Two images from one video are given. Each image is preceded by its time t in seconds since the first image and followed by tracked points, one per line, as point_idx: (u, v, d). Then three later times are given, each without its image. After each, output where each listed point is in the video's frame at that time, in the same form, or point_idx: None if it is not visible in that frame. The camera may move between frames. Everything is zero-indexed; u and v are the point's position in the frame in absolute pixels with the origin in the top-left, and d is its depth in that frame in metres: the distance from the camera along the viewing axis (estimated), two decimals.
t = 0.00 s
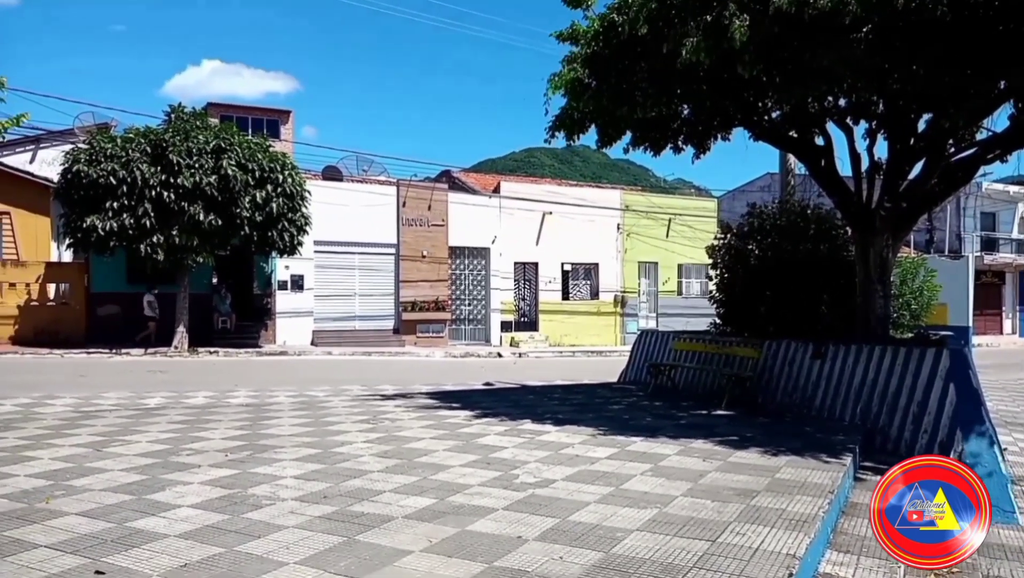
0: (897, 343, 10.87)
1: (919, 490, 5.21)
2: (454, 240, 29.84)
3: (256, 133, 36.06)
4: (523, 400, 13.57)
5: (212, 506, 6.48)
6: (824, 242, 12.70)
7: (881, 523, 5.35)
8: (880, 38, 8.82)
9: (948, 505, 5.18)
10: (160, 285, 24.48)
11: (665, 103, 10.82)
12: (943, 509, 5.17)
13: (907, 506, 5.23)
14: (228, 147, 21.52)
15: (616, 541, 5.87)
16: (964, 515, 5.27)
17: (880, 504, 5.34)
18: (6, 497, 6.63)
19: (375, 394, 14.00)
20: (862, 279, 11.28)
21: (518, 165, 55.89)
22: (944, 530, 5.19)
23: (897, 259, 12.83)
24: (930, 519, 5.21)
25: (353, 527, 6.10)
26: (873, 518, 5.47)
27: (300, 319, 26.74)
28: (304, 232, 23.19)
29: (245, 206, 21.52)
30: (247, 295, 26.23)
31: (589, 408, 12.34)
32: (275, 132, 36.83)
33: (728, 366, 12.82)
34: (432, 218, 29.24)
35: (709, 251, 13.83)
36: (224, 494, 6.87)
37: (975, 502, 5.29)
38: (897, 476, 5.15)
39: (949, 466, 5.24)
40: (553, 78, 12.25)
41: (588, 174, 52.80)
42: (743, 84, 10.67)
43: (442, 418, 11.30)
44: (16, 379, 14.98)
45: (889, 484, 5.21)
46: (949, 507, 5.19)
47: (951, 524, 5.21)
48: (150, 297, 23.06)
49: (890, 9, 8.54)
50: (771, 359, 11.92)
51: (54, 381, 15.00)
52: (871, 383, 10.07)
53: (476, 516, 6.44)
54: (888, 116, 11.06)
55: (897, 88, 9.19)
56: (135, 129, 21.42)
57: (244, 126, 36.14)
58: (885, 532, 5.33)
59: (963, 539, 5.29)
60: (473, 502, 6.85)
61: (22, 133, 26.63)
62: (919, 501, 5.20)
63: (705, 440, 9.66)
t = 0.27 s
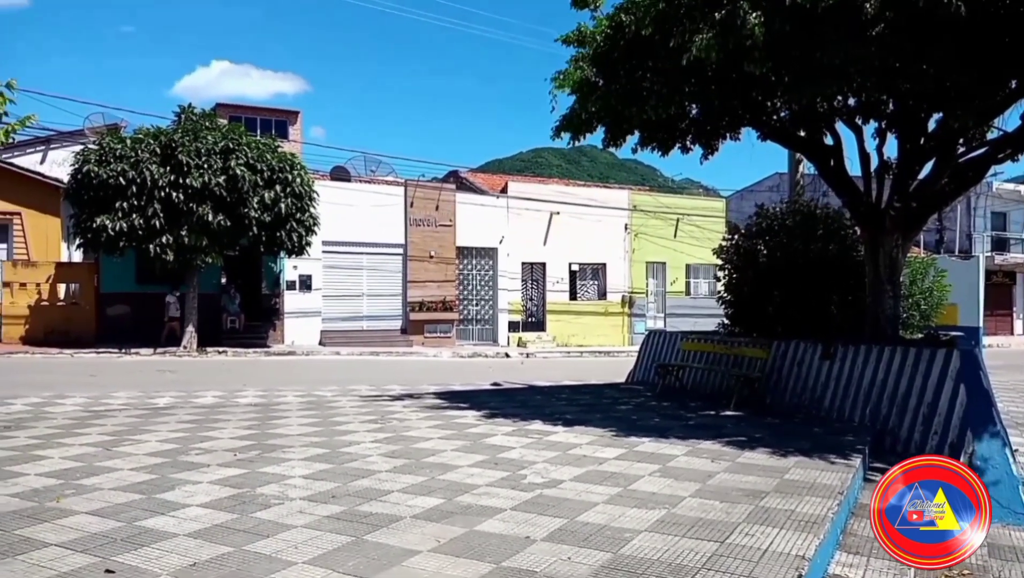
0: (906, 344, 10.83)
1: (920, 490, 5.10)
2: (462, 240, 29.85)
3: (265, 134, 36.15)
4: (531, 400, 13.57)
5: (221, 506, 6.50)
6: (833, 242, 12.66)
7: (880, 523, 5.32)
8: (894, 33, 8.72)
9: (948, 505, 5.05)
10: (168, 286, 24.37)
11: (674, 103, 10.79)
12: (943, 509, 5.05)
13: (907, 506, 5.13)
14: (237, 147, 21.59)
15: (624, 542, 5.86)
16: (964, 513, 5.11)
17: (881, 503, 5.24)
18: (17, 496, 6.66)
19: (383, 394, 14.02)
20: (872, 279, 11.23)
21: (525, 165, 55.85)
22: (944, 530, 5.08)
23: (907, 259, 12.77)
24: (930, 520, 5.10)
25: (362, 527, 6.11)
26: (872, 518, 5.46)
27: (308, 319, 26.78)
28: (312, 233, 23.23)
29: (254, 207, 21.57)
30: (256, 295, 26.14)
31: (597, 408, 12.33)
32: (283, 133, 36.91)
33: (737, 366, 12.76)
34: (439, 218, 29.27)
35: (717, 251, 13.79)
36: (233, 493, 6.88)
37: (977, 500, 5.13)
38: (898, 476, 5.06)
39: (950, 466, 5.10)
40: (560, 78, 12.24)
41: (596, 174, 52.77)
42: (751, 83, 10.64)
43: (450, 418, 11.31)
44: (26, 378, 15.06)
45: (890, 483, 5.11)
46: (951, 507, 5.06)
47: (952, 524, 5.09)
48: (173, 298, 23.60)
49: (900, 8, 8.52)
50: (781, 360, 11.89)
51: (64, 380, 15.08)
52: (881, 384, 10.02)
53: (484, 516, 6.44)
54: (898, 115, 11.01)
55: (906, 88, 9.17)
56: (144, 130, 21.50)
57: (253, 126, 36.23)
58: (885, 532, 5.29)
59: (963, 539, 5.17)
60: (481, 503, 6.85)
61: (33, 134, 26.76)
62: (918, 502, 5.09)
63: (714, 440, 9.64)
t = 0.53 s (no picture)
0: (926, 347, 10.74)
1: (919, 490, 4.82)
2: (478, 242, 29.88)
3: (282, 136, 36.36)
4: (547, 402, 13.56)
5: (239, 506, 6.53)
6: (852, 244, 12.56)
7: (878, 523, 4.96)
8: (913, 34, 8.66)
9: (949, 505, 4.75)
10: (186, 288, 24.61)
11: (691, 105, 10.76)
12: (943, 509, 4.75)
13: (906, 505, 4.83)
14: (255, 150, 21.72)
15: (641, 545, 5.84)
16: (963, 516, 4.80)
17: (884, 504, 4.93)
18: (39, 495, 6.72)
19: (399, 395, 14.05)
20: (891, 281, 11.15)
21: (541, 167, 55.83)
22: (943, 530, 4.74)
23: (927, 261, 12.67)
24: (930, 520, 4.77)
25: (379, 528, 6.11)
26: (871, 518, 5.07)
27: (324, 321, 26.86)
28: (329, 235, 23.31)
29: (272, 209, 21.68)
30: (273, 297, 26.24)
31: (613, 411, 12.30)
32: (300, 136, 37.10)
33: (754, 369, 12.70)
34: (455, 221, 29.32)
35: (734, 253, 13.73)
36: (251, 493, 6.91)
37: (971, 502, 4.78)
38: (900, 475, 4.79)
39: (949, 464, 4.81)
40: (576, 80, 12.23)
41: (612, 176, 52.71)
42: (768, 84, 10.60)
43: (466, 420, 11.32)
44: (47, 379, 15.21)
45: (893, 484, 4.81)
46: (949, 507, 4.78)
47: (950, 525, 4.78)
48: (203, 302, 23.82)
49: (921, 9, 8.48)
50: (799, 362, 11.83)
51: (83, 381, 15.21)
52: (900, 388, 9.94)
53: (500, 518, 6.44)
54: (918, 116, 10.94)
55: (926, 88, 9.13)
56: (163, 133, 21.67)
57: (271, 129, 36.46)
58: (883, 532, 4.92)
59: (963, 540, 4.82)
60: (497, 505, 6.84)
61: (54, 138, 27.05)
62: (918, 501, 4.78)
63: (731, 444, 9.60)
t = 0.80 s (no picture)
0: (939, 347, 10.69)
1: (919, 487, 4.69)
2: (488, 241, 29.89)
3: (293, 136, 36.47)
4: (556, 401, 13.55)
5: (250, 503, 6.55)
6: (865, 244, 12.51)
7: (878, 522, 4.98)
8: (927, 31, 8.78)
9: (949, 505, 4.69)
10: (199, 285, 24.68)
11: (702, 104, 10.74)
12: (944, 509, 4.70)
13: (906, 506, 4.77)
14: (267, 149, 21.79)
15: (651, 545, 5.83)
16: (957, 509, 4.75)
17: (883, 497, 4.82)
18: (52, 492, 6.76)
19: (409, 394, 14.07)
20: (904, 280, 11.09)
21: (551, 166, 55.80)
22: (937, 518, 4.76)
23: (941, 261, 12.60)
24: (931, 520, 4.77)
25: (389, 527, 6.12)
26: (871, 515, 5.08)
27: (335, 319, 26.91)
28: (340, 233, 23.35)
29: (283, 208, 21.73)
30: (284, 296, 26.33)
31: (623, 410, 12.27)
32: (311, 135, 37.20)
33: (765, 369, 12.65)
34: (465, 220, 29.33)
35: (746, 253, 13.69)
36: (262, 491, 6.93)
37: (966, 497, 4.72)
38: (901, 473, 4.61)
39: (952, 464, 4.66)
40: (587, 80, 12.22)
41: (622, 175, 52.63)
42: (780, 82, 10.58)
43: (476, 419, 11.32)
44: (59, 377, 15.30)
45: (894, 479, 4.65)
46: (944, 503, 4.72)
47: (943, 515, 4.76)
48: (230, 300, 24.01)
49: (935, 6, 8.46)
50: (810, 362, 11.80)
51: (95, 378, 15.29)
52: (913, 388, 9.89)
53: (510, 517, 6.44)
54: (931, 114, 10.88)
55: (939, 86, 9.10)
56: (175, 132, 21.77)
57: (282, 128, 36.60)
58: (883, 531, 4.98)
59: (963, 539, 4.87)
60: (507, 504, 6.84)
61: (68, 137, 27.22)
62: (918, 502, 4.71)
63: (742, 444, 9.57)
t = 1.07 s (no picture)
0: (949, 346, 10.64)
1: (920, 489, 3.88)
2: (495, 241, 29.90)
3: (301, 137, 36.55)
4: (564, 401, 13.55)
5: (260, 503, 6.57)
6: (873, 243, 12.49)
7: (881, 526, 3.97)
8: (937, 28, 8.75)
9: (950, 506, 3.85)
10: (208, 285, 24.89)
11: (709, 103, 10.72)
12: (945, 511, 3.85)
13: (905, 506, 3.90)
14: (275, 150, 21.85)
15: (659, 545, 5.82)
16: (970, 516, 3.87)
17: (877, 504, 3.97)
18: (63, 491, 6.80)
19: (416, 394, 14.09)
20: (914, 280, 11.04)
21: (558, 165, 55.75)
22: (945, 532, 3.86)
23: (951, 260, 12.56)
24: (931, 521, 3.88)
25: (397, 526, 6.13)
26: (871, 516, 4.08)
27: (343, 319, 26.96)
28: (347, 234, 23.39)
29: (292, 209, 21.78)
30: (293, 297, 26.38)
31: (631, 410, 12.26)
32: (318, 136, 37.27)
33: (773, 368, 12.63)
34: (472, 220, 29.34)
35: (754, 253, 13.66)
36: (271, 490, 6.96)
37: (983, 502, 3.83)
38: (896, 474, 3.85)
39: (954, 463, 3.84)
40: (594, 79, 12.20)
41: (629, 174, 52.59)
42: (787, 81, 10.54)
43: (483, 418, 11.33)
44: (68, 377, 15.36)
45: (887, 483, 3.88)
46: (953, 507, 3.86)
47: (954, 525, 3.87)
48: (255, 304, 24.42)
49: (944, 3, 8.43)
50: (819, 362, 11.78)
51: (104, 378, 15.35)
52: (923, 388, 9.85)
53: (518, 517, 6.44)
54: (941, 112, 10.84)
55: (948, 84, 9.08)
56: (184, 133, 21.85)
57: (289, 129, 36.67)
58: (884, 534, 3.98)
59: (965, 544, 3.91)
60: (515, 503, 6.84)
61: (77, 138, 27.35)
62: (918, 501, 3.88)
63: (750, 444, 9.56)
